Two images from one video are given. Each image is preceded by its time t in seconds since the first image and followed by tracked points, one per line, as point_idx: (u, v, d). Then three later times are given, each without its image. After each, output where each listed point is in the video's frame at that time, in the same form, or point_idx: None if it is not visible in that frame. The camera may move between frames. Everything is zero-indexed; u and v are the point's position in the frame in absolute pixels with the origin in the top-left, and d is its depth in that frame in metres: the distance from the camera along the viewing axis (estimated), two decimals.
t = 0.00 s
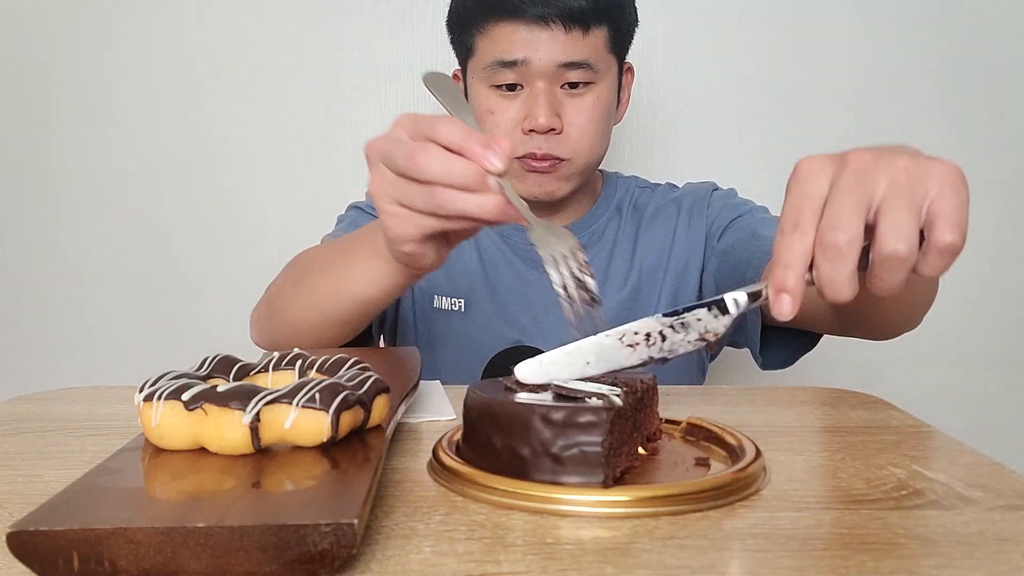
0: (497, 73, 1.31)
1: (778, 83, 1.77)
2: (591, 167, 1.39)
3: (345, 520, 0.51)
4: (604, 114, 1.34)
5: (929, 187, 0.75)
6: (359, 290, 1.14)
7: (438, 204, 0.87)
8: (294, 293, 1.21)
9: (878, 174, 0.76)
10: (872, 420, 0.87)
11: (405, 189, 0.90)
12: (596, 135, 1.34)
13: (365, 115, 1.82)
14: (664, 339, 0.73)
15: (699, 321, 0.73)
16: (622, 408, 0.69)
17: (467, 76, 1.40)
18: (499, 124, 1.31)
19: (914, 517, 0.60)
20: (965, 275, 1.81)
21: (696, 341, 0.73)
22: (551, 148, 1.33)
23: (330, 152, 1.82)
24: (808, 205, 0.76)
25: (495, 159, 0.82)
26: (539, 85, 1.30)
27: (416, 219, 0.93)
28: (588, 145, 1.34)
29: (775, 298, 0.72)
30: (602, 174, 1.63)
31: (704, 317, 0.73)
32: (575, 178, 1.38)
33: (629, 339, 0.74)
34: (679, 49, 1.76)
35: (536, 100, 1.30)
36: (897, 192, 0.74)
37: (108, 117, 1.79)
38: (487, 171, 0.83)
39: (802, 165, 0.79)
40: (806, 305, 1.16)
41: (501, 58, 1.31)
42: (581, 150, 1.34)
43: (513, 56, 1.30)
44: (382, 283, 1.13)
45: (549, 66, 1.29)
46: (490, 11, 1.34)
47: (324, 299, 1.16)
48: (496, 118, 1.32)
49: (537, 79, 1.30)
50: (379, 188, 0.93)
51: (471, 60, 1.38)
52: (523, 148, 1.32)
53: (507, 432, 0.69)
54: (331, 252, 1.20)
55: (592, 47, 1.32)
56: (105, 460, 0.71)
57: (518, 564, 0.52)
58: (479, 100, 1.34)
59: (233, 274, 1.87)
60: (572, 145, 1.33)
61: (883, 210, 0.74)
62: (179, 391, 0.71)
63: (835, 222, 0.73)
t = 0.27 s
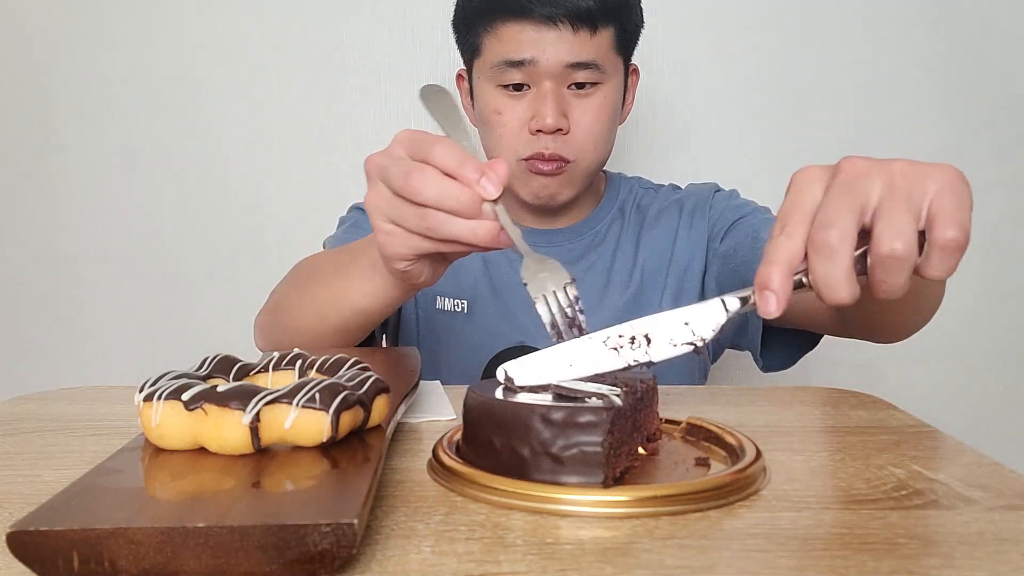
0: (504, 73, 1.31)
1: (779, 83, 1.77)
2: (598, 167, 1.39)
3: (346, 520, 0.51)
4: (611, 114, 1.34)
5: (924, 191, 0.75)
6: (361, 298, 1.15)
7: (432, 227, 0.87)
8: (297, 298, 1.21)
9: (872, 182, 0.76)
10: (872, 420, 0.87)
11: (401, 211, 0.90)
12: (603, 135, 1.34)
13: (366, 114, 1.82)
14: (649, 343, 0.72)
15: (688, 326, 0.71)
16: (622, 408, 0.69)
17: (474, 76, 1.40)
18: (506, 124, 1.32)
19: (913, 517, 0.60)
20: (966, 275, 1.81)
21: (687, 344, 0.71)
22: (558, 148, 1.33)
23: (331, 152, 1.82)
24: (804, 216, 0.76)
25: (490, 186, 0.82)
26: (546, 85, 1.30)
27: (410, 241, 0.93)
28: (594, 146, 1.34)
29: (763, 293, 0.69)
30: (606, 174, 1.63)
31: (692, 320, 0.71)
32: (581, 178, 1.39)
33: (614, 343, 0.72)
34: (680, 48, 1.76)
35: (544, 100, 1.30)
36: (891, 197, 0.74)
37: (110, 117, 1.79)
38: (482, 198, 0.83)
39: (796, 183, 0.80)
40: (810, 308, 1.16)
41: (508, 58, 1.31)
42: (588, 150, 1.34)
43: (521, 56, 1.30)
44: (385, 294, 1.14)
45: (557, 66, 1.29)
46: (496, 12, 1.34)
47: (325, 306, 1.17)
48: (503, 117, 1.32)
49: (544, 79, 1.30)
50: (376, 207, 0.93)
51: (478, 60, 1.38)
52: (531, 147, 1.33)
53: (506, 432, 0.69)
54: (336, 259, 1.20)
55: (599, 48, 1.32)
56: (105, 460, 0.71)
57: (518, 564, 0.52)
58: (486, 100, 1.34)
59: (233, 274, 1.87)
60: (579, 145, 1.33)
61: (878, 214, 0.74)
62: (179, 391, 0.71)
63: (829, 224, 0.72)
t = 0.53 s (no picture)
0: (502, 75, 1.32)
1: (779, 82, 1.77)
2: (597, 168, 1.39)
3: (346, 520, 0.51)
4: (610, 115, 1.34)
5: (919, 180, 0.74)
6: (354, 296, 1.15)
7: (427, 229, 0.87)
8: (292, 293, 1.21)
9: (866, 175, 0.75)
10: (871, 419, 0.87)
11: (398, 211, 0.90)
12: (601, 137, 1.34)
13: (366, 114, 1.81)
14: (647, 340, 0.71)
15: (686, 321, 0.70)
16: (622, 408, 0.69)
17: (472, 77, 1.40)
18: (504, 126, 1.32)
19: (913, 517, 0.60)
20: (966, 275, 1.81)
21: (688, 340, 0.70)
22: (558, 151, 1.33)
23: (331, 151, 1.82)
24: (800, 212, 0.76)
25: (490, 196, 0.81)
26: (544, 87, 1.30)
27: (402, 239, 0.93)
28: (593, 148, 1.34)
29: (756, 287, 0.69)
30: (606, 175, 1.63)
31: (689, 316, 0.70)
32: (581, 180, 1.39)
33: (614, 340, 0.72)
34: (681, 48, 1.76)
35: (542, 102, 1.30)
36: (885, 189, 0.74)
37: (110, 117, 1.79)
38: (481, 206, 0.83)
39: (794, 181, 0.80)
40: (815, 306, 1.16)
41: (506, 60, 1.31)
42: (588, 152, 1.34)
43: (519, 59, 1.30)
44: (378, 290, 1.14)
45: (555, 68, 1.29)
46: (494, 13, 1.33)
47: (318, 302, 1.16)
48: (501, 120, 1.32)
49: (542, 81, 1.30)
50: (370, 203, 0.93)
51: (476, 62, 1.38)
52: (531, 150, 1.33)
53: (506, 432, 0.69)
54: (331, 255, 1.20)
55: (598, 50, 1.32)
56: (105, 460, 0.71)
57: (518, 564, 0.52)
58: (484, 102, 1.35)
59: (233, 274, 1.87)
60: (578, 148, 1.33)
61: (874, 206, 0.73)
62: (179, 391, 0.71)
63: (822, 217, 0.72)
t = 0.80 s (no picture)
0: (500, 76, 1.32)
1: (779, 82, 1.77)
2: (597, 169, 1.39)
3: (346, 520, 0.51)
4: (609, 115, 1.34)
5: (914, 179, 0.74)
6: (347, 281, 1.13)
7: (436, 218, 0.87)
8: (292, 281, 1.22)
9: (861, 172, 0.76)
10: (871, 419, 0.87)
11: (410, 197, 0.90)
12: (600, 138, 1.34)
13: (365, 114, 1.81)
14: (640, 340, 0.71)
15: (678, 321, 0.71)
16: (619, 408, 0.69)
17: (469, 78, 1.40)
18: (502, 127, 1.31)
19: (913, 517, 0.60)
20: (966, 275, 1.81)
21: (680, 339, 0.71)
22: (557, 152, 1.33)
23: (330, 152, 1.82)
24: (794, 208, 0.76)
25: (511, 195, 0.82)
26: (542, 88, 1.30)
27: (408, 226, 0.93)
28: (592, 148, 1.34)
29: (748, 282, 0.69)
30: (606, 175, 1.64)
31: (682, 316, 0.71)
32: (581, 181, 1.38)
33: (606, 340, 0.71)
34: (680, 48, 1.76)
35: (540, 102, 1.30)
36: (880, 185, 0.74)
37: (110, 118, 1.79)
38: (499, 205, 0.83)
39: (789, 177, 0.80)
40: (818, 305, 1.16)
41: (503, 61, 1.31)
42: (587, 152, 1.34)
43: (516, 59, 1.30)
44: (368, 274, 1.12)
45: (553, 68, 1.29)
46: (492, 13, 1.33)
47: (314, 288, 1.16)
48: (499, 121, 1.31)
49: (540, 81, 1.30)
50: (383, 184, 0.93)
51: (473, 63, 1.38)
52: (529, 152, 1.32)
53: (503, 432, 0.69)
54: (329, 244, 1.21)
55: (595, 49, 1.32)
56: (105, 460, 0.71)
57: (518, 564, 0.52)
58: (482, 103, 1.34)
59: (234, 274, 1.87)
60: (577, 148, 1.33)
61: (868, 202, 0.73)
62: (179, 391, 0.71)
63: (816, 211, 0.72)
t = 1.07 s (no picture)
0: (497, 78, 1.32)
1: (778, 82, 1.77)
2: (596, 170, 1.39)
3: (345, 520, 0.51)
4: (607, 115, 1.34)
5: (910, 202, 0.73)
6: (332, 273, 1.13)
7: (432, 217, 0.87)
8: (284, 279, 1.23)
9: (858, 194, 0.75)
10: (872, 419, 0.87)
11: (405, 196, 0.89)
12: (598, 138, 1.34)
13: (365, 113, 1.81)
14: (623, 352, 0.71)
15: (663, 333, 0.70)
16: (619, 408, 0.69)
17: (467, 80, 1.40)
18: (500, 130, 1.32)
19: (913, 517, 0.60)
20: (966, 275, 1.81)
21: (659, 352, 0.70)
22: (556, 154, 1.33)
23: (330, 152, 1.82)
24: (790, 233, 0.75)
25: (511, 197, 0.82)
26: (540, 89, 1.30)
27: (402, 225, 0.93)
28: (591, 149, 1.34)
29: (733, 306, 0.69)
30: (608, 175, 1.64)
31: (668, 329, 0.70)
32: (581, 182, 1.38)
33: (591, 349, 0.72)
34: (680, 47, 1.76)
35: (537, 104, 1.30)
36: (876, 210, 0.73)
37: (110, 118, 1.79)
38: (498, 206, 0.83)
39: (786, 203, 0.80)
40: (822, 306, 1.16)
41: (500, 63, 1.31)
42: (586, 152, 1.34)
43: (513, 61, 1.30)
44: (351, 265, 1.12)
45: (549, 69, 1.29)
46: (489, 15, 1.33)
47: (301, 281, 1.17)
48: (497, 124, 1.32)
49: (538, 83, 1.30)
50: (378, 183, 0.93)
51: (471, 65, 1.38)
52: (527, 155, 1.32)
53: (503, 432, 0.69)
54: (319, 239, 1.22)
55: (592, 49, 1.32)
56: (105, 460, 0.71)
57: (518, 564, 0.52)
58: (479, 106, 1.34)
59: (234, 274, 1.87)
60: (576, 148, 1.33)
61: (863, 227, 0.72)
62: (179, 391, 0.71)
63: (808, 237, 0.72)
